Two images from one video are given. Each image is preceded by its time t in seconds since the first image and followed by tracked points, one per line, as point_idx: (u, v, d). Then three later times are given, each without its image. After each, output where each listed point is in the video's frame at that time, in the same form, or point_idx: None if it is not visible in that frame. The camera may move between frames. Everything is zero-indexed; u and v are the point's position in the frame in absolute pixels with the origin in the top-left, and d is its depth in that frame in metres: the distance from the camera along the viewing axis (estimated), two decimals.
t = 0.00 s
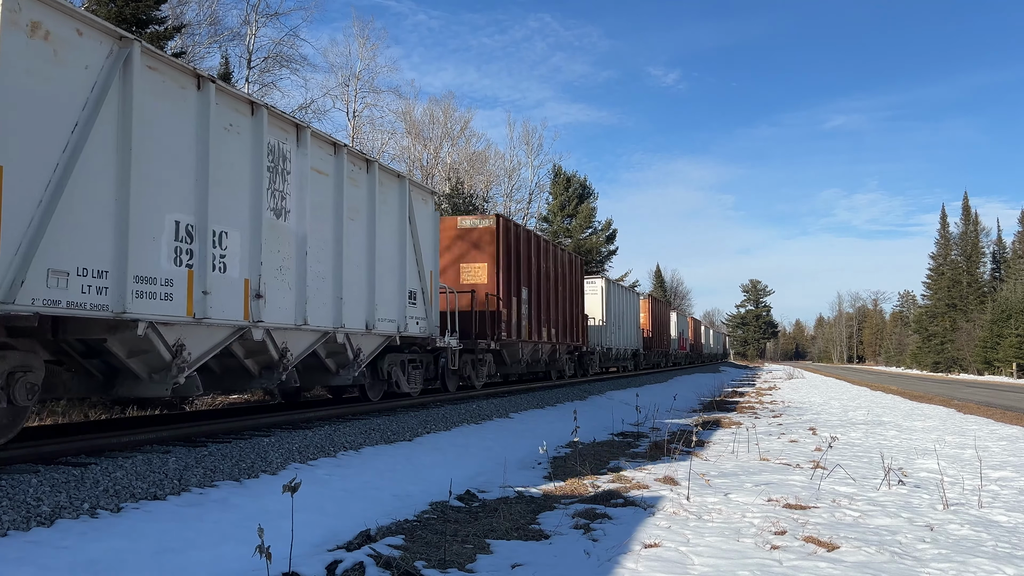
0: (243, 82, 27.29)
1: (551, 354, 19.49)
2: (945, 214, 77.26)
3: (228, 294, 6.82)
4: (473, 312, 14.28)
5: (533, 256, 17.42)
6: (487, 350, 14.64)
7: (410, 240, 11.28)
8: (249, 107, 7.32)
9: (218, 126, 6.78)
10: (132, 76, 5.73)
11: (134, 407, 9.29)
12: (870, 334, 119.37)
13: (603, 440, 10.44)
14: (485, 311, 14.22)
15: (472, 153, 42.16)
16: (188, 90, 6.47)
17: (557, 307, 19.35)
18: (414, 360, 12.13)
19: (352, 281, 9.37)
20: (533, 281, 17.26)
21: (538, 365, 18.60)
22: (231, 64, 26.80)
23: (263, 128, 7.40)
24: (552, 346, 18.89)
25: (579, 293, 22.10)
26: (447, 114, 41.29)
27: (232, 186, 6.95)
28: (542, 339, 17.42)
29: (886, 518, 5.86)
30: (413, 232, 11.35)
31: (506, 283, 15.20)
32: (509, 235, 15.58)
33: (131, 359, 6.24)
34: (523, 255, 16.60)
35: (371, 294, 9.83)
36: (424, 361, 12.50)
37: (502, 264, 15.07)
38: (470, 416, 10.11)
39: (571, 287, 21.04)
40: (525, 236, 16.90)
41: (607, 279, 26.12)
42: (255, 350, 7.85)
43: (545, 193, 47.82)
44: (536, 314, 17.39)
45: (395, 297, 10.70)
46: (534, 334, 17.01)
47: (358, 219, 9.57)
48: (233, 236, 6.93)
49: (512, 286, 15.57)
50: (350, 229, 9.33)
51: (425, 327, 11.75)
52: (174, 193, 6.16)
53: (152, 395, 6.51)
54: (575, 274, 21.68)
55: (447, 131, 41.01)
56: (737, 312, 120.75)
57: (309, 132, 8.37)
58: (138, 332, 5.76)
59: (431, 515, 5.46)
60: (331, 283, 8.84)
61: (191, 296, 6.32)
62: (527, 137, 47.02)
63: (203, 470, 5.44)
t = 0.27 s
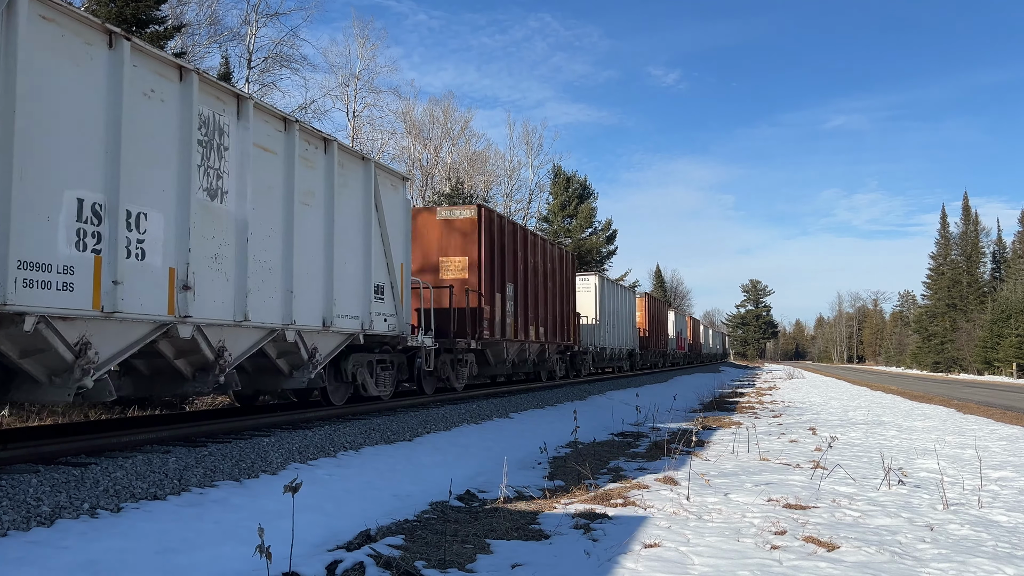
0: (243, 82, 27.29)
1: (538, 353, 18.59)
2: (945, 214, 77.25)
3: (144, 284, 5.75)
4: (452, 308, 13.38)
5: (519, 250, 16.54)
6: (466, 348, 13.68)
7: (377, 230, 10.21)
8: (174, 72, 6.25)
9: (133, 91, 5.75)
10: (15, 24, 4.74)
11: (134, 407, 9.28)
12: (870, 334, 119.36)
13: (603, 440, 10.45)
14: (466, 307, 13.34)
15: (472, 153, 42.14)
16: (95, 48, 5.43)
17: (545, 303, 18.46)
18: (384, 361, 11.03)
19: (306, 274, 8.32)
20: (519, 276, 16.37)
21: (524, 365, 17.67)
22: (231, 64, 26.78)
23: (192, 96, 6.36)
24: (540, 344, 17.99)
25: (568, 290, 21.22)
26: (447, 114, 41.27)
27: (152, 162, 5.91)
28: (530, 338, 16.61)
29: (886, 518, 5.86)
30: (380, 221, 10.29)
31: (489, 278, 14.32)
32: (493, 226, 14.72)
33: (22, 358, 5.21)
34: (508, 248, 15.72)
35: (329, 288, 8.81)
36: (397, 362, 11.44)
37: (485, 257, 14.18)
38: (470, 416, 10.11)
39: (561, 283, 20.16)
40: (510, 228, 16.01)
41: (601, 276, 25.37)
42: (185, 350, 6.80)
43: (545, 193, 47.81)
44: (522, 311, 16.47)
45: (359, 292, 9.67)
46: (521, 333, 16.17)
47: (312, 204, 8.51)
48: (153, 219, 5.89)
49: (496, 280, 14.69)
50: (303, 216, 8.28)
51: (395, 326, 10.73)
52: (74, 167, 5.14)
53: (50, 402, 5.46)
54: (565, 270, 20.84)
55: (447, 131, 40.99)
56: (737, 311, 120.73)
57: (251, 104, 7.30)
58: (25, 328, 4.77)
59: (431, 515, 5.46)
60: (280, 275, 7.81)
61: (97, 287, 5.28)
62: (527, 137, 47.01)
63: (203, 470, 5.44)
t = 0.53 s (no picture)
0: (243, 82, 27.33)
1: (525, 352, 17.59)
2: (945, 214, 77.24)
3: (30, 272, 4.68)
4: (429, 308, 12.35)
5: (503, 244, 15.52)
6: (443, 348, 12.66)
7: (337, 217, 9.11)
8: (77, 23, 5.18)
9: (19, 40, 4.73)
10: None
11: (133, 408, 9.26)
12: (870, 334, 119.40)
13: (603, 440, 10.45)
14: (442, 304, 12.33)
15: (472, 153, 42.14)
16: None
17: (531, 300, 17.45)
18: (347, 362, 9.91)
19: (249, 264, 7.21)
20: (502, 271, 15.34)
21: (508, 366, 16.61)
22: (231, 64, 26.77)
23: (101, 53, 5.29)
24: (526, 344, 17.02)
25: (557, 286, 20.21)
26: (447, 114, 41.27)
27: (43, 129, 4.84)
28: (514, 337, 15.69)
29: (886, 518, 5.86)
30: (339, 207, 9.18)
31: (468, 272, 13.30)
32: (473, 217, 13.68)
33: None
34: (490, 241, 14.72)
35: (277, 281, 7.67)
36: (364, 364, 10.38)
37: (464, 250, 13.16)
38: (470, 416, 10.11)
39: (550, 279, 19.15)
40: (492, 219, 14.96)
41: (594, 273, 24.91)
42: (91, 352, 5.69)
43: (545, 193, 47.82)
44: (505, 308, 15.44)
45: (315, 286, 8.54)
46: (505, 333, 15.27)
47: (257, 185, 7.39)
48: (42, 197, 4.82)
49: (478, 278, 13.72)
50: (243, 197, 7.13)
51: (357, 324, 9.61)
52: None
53: None
54: (555, 265, 19.86)
55: (447, 131, 40.98)
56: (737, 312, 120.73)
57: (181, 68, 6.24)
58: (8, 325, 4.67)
59: (431, 515, 5.47)
60: (215, 265, 6.68)
61: None
62: (527, 137, 47.01)
63: (203, 470, 5.44)
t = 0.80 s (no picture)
0: (243, 82, 27.32)
1: (510, 352, 16.40)
2: (945, 214, 77.26)
3: None
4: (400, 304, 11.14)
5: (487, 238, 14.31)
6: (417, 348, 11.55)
7: (286, 200, 8.13)
8: None
9: None
10: None
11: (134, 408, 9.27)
12: (870, 334, 119.41)
13: (603, 440, 10.45)
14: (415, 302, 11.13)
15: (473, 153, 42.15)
16: None
17: (517, 297, 16.23)
18: (303, 364, 9.01)
19: (169, 251, 6.20)
20: (485, 266, 14.13)
21: (492, 368, 15.39)
22: (231, 64, 26.79)
23: None
24: (511, 344, 15.84)
25: (547, 283, 18.99)
26: (448, 114, 41.26)
27: None
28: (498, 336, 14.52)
29: (886, 518, 5.86)
30: (289, 190, 8.20)
31: (445, 267, 12.09)
32: (452, 207, 12.47)
33: None
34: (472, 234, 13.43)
35: (210, 271, 6.71)
36: (324, 365, 9.51)
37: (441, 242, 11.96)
38: (470, 416, 10.11)
39: (537, 274, 17.93)
40: (474, 210, 13.75)
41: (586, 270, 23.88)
42: None
43: (545, 193, 47.86)
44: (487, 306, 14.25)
45: (259, 277, 7.58)
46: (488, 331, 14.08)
47: (185, 160, 6.45)
48: None
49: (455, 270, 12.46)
50: (166, 175, 6.16)
51: (311, 319, 8.57)
52: None
53: None
54: (543, 261, 18.63)
55: (447, 131, 40.98)
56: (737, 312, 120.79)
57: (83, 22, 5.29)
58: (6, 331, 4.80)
59: (431, 515, 5.47)
60: (131, 250, 5.75)
61: None
62: (527, 137, 47.03)
63: (203, 470, 5.44)
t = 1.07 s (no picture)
0: (243, 81, 27.35)
1: (494, 352, 15.33)
2: (945, 214, 77.27)
3: None
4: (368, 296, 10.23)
5: (466, 229, 13.30)
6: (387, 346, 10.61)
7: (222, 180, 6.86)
8: None
9: None
10: None
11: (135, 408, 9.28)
12: (870, 334, 119.40)
13: (603, 440, 10.46)
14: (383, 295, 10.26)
15: (473, 153, 42.16)
16: None
17: (502, 293, 15.18)
18: (250, 365, 7.87)
19: (67, 232, 4.98)
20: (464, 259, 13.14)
21: (473, 370, 14.35)
22: (231, 64, 26.80)
23: None
24: (495, 343, 14.79)
25: (536, 279, 17.87)
26: (448, 114, 41.26)
27: None
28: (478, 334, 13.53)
29: (886, 519, 5.86)
30: (226, 168, 6.92)
31: (417, 259, 11.15)
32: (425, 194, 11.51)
33: None
34: (448, 223, 12.44)
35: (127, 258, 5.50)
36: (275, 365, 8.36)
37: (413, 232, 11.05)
38: (470, 416, 10.11)
39: (525, 270, 16.93)
40: (451, 198, 12.72)
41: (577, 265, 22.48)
42: None
43: (546, 193, 47.87)
44: (466, 300, 13.29)
45: (190, 266, 6.34)
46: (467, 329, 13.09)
47: (96, 128, 5.26)
48: None
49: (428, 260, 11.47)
50: (64, 141, 4.96)
51: (255, 316, 7.35)
52: None
53: None
54: (531, 256, 17.47)
55: (447, 131, 40.97)
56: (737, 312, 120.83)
57: None
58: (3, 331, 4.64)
59: (431, 515, 5.47)
60: (15, 230, 4.57)
61: None
62: (527, 137, 47.05)
63: (203, 470, 5.44)
